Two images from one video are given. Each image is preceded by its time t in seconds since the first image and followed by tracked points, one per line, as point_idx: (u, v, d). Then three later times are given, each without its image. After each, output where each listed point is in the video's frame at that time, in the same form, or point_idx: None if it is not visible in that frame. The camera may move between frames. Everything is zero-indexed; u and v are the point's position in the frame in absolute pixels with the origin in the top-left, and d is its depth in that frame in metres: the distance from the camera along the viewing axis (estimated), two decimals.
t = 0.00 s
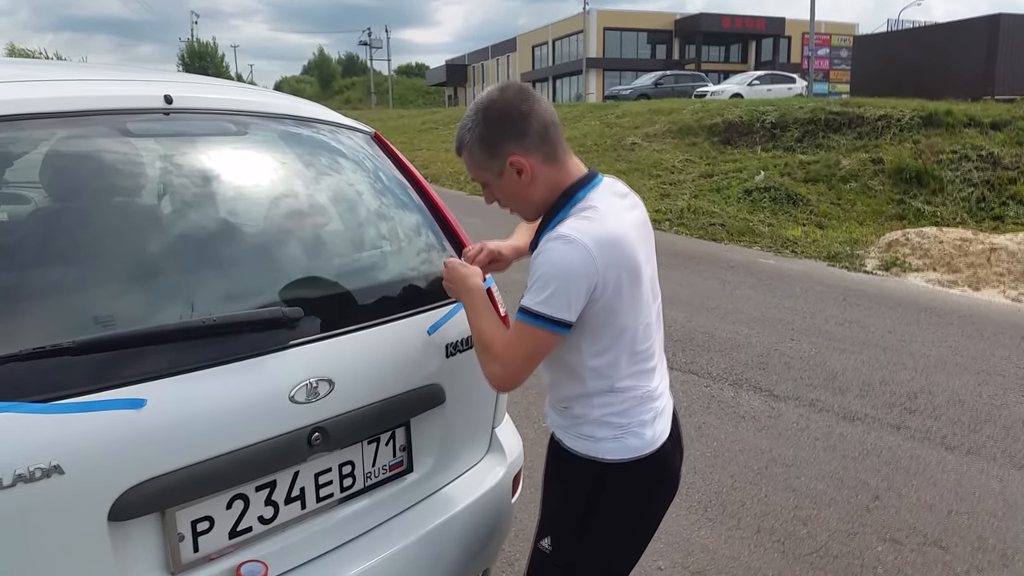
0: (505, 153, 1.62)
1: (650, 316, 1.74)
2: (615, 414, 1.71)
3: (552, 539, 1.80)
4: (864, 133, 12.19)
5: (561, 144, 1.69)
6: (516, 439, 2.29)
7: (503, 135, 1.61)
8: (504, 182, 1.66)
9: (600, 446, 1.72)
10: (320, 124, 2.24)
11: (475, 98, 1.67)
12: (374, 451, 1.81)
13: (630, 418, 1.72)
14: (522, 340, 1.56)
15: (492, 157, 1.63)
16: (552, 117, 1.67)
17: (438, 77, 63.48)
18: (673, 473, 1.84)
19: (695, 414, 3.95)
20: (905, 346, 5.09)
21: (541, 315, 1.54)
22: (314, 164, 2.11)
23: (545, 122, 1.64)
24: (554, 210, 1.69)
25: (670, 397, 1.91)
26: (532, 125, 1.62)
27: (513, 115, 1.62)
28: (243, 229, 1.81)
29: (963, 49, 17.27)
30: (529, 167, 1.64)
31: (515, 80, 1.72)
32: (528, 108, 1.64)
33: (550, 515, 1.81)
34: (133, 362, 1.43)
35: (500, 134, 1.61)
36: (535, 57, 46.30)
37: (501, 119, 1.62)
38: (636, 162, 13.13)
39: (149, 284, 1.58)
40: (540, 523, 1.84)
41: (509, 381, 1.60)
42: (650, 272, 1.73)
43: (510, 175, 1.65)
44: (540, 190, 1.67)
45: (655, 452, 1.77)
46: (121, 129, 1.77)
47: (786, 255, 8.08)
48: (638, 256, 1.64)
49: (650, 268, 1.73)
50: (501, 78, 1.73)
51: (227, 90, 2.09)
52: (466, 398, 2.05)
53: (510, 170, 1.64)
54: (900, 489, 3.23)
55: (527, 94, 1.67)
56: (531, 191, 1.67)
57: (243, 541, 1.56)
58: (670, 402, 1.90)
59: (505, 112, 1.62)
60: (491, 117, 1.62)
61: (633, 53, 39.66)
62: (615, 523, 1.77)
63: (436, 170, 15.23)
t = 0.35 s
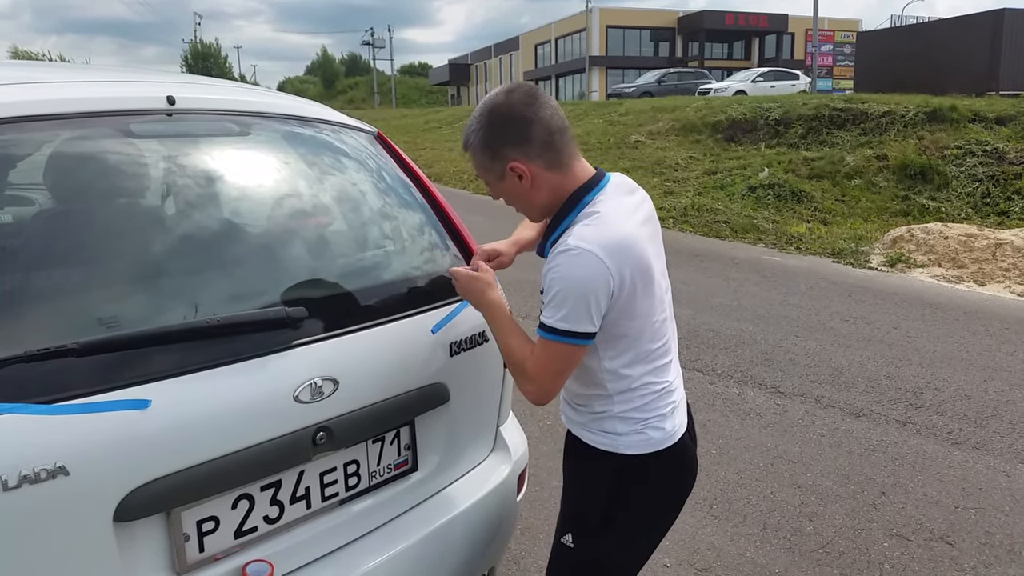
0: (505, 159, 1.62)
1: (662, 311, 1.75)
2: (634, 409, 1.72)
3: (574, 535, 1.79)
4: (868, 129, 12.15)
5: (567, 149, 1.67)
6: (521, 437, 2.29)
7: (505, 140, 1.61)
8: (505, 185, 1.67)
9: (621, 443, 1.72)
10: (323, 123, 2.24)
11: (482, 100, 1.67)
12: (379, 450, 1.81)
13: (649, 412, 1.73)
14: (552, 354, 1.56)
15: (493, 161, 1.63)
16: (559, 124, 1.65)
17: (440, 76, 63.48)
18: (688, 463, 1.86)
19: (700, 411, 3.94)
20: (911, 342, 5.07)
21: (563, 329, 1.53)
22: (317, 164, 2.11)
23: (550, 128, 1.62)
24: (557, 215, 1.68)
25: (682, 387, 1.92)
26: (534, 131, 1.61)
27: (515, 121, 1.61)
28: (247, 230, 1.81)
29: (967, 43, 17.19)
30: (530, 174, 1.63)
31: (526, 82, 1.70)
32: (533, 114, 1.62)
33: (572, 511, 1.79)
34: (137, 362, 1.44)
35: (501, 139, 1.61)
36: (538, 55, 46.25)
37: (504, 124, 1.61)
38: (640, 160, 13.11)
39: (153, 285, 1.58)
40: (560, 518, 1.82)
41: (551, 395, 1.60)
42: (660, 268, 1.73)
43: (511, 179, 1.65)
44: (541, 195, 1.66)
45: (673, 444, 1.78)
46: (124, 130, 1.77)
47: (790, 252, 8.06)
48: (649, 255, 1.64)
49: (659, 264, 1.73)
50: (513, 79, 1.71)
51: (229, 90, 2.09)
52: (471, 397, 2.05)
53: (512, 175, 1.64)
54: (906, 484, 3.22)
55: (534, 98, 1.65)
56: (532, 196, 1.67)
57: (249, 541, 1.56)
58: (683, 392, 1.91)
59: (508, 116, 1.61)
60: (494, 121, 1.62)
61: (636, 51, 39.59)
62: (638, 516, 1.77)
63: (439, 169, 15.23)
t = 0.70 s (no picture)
0: (510, 145, 1.61)
1: (665, 310, 1.75)
2: (635, 407, 1.72)
3: (573, 532, 1.80)
4: (864, 124, 12.16)
5: (575, 140, 1.65)
6: (517, 433, 2.29)
7: (512, 126, 1.61)
8: (510, 172, 1.66)
9: (621, 440, 1.73)
10: (318, 119, 2.23)
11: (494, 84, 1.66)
12: (375, 446, 1.80)
13: (649, 409, 1.73)
14: (526, 333, 1.55)
15: (500, 147, 1.63)
16: (568, 113, 1.64)
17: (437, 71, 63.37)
18: (688, 459, 1.85)
19: (697, 407, 3.94)
20: (907, 337, 5.08)
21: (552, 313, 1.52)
22: (313, 160, 2.10)
23: (559, 117, 1.61)
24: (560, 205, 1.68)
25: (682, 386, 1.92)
26: (542, 119, 1.60)
27: (524, 108, 1.60)
28: (243, 226, 1.80)
29: (963, 38, 17.20)
30: (535, 162, 1.63)
31: (539, 70, 1.70)
32: (542, 103, 1.61)
33: (571, 508, 1.80)
34: (132, 359, 1.43)
35: (508, 125, 1.61)
36: (534, 51, 46.18)
37: (513, 110, 1.61)
38: (636, 155, 13.11)
39: (148, 281, 1.58)
40: (560, 515, 1.83)
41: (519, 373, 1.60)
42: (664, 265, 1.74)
43: (516, 166, 1.64)
44: (546, 185, 1.66)
45: (673, 442, 1.78)
46: (119, 126, 1.76)
47: (787, 247, 8.07)
48: (654, 251, 1.64)
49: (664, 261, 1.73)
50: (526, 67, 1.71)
51: (224, 86, 2.09)
52: (468, 393, 2.05)
53: (517, 162, 1.63)
54: (902, 479, 3.23)
55: (546, 86, 1.64)
56: (536, 185, 1.66)
57: (246, 537, 1.56)
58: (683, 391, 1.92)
59: (517, 102, 1.61)
60: (503, 107, 1.62)
61: (633, 46, 39.55)
62: (637, 515, 1.77)
63: (436, 165, 15.22)
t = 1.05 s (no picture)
0: (542, 130, 1.68)
1: (670, 293, 1.86)
2: (644, 384, 1.79)
3: (589, 512, 1.85)
4: (870, 126, 12.13)
5: (600, 131, 1.73)
6: (523, 434, 2.29)
7: (544, 112, 1.67)
8: (538, 157, 1.72)
9: (632, 417, 1.79)
10: (325, 121, 2.24)
11: (526, 72, 1.73)
12: (382, 447, 1.81)
13: (658, 387, 1.81)
14: (534, 286, 1.63)
15: (531, 131, 1.69)
16: (596, 104, 1.71)
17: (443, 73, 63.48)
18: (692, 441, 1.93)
19: (702, 409, 3.93)
20: (914, 339, 5.06)
21: (570, 272, 1.60)
22: (320, 161, 2.11)
23: (588, 106, 1.69)
24: (583, 192, 1.75)
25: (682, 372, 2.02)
26: (574, 108, 1.67)
27: (557, 94, 1.67)
28: (251, 228, 1.81)
29: (971, 39, 17.13)
30: (564, 148, 1.69)
31: (568, 62, 1.78)
32: (574, 92, 1.68)
33: (585, 489, 1.85)
34: (140, 360, 1.44)
35: (540, 110, 1.68)
36: (541, 53, 46.21)
37: (546, 97, 1.68)
38: (642, 157, 13.11)
39: (156, 282, 1.58)
40: (574, 498, 1.88)
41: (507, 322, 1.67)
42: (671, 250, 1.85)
43: (545, 151, 1.71)
44: (570, 171, 1.73)
45: (680, 421, 1.86)
46: (127, 128, 1.77)
47: (793, 249, 8.05)
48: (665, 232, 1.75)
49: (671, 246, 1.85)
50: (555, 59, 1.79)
51: (231, 88, 2.09)
52: (475, 393, 2.05)
53: (546, 147, 1.70)
54: (909, 481, 3.22)
55: (577, 77, 1.71)
56: (561, 170, 1.73)
57: (252, 538, 1.57)
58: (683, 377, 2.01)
59: (551, 89, 1.68)
60: (536, 93, 1.68)
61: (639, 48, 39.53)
62: (651, 493, 1.84)
63: (442, 167, 15.24)
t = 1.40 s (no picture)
0: (555, 113, 1.89)
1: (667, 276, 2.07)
2: (649, 355, 1.98)
3: (602, 481, 1.99)
4: (872, 130, 12.12)
5: (603, 120, 1.96)
6: (524, 437, 2.29)
7: (557, 98, 1.89)
8: (549, 139, 1.93)
9: (640, 387, 1.96)
10: (328, 123, 2.25)
11: (540, 65, 1.95)
12: (383, 450, 1.81)
13: (661, 360, 2.00)
14: (557, 253, 1.81)
15: (545, 115, 1.90)
16: (601, 95, 1.94)
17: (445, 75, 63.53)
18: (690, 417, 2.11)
19: (703, 413, 3.93)
20: (915, 345, 5.06)
21: (587, 239, 1.81)
22: (322, 163, 2.11)
23: (596, 96, 1.92)
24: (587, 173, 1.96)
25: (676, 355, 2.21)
26: (584, 96, 1.90)
27: (569, 84, 1.90)
28: (253, 230, 1.81)
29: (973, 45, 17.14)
30: (573, 130, 1.91)
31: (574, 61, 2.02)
32: (583, 84, 1.91)
33: (599, 459, 2.00)
34: (142, 361, 1.44)
35: (553, 97, 1.89)
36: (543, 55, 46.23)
37: (558, 86, 1.90)
38: (644, 160, 13.11)
39: (158, 284, 1.59)
40: (587, 469, 2.02)
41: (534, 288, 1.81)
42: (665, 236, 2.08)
43: (556, 133, 1.92)
44: (577, 153, 1.94)
45: (680, 394, 2.04)
46: (130, 130, 1.77)
47: (794, 254, 8.05)
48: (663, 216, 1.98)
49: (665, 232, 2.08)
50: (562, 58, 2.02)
51: (234, 90, 2.10)
52: (477, 396, 2.05)
53: (557, 129, 1.91)
54: (910, 487, 3.22)
55: (585, 72, 1.95)
56: (569, 152, 1.94)
57: (253, 540, 1.57)
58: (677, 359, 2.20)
59: (563, 79, 1.90)
60: (550, 81, 1.91)
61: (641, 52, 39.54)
62: (657, 462, 2.01)
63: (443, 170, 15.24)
